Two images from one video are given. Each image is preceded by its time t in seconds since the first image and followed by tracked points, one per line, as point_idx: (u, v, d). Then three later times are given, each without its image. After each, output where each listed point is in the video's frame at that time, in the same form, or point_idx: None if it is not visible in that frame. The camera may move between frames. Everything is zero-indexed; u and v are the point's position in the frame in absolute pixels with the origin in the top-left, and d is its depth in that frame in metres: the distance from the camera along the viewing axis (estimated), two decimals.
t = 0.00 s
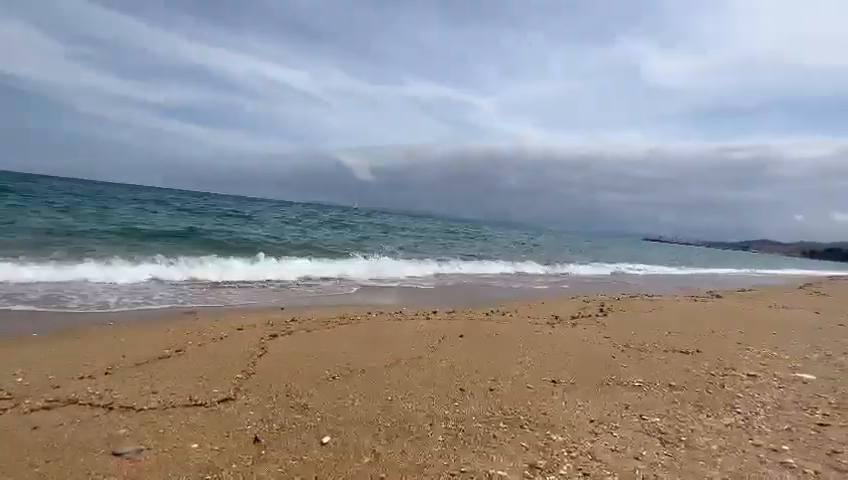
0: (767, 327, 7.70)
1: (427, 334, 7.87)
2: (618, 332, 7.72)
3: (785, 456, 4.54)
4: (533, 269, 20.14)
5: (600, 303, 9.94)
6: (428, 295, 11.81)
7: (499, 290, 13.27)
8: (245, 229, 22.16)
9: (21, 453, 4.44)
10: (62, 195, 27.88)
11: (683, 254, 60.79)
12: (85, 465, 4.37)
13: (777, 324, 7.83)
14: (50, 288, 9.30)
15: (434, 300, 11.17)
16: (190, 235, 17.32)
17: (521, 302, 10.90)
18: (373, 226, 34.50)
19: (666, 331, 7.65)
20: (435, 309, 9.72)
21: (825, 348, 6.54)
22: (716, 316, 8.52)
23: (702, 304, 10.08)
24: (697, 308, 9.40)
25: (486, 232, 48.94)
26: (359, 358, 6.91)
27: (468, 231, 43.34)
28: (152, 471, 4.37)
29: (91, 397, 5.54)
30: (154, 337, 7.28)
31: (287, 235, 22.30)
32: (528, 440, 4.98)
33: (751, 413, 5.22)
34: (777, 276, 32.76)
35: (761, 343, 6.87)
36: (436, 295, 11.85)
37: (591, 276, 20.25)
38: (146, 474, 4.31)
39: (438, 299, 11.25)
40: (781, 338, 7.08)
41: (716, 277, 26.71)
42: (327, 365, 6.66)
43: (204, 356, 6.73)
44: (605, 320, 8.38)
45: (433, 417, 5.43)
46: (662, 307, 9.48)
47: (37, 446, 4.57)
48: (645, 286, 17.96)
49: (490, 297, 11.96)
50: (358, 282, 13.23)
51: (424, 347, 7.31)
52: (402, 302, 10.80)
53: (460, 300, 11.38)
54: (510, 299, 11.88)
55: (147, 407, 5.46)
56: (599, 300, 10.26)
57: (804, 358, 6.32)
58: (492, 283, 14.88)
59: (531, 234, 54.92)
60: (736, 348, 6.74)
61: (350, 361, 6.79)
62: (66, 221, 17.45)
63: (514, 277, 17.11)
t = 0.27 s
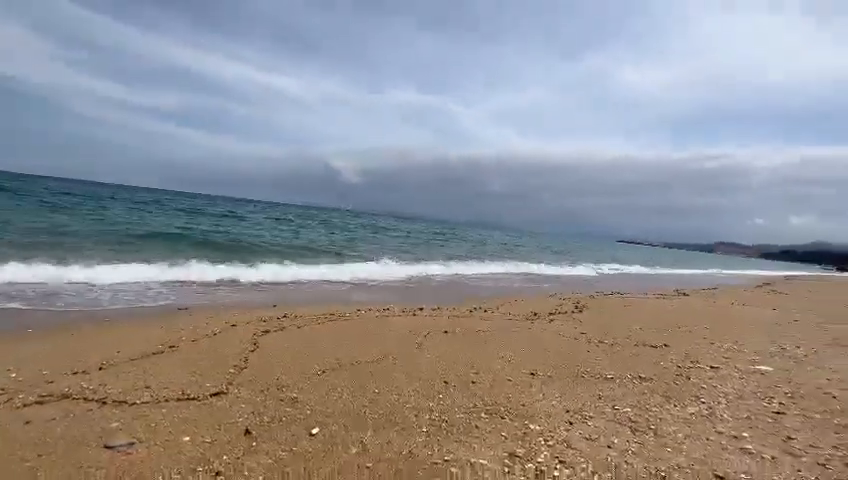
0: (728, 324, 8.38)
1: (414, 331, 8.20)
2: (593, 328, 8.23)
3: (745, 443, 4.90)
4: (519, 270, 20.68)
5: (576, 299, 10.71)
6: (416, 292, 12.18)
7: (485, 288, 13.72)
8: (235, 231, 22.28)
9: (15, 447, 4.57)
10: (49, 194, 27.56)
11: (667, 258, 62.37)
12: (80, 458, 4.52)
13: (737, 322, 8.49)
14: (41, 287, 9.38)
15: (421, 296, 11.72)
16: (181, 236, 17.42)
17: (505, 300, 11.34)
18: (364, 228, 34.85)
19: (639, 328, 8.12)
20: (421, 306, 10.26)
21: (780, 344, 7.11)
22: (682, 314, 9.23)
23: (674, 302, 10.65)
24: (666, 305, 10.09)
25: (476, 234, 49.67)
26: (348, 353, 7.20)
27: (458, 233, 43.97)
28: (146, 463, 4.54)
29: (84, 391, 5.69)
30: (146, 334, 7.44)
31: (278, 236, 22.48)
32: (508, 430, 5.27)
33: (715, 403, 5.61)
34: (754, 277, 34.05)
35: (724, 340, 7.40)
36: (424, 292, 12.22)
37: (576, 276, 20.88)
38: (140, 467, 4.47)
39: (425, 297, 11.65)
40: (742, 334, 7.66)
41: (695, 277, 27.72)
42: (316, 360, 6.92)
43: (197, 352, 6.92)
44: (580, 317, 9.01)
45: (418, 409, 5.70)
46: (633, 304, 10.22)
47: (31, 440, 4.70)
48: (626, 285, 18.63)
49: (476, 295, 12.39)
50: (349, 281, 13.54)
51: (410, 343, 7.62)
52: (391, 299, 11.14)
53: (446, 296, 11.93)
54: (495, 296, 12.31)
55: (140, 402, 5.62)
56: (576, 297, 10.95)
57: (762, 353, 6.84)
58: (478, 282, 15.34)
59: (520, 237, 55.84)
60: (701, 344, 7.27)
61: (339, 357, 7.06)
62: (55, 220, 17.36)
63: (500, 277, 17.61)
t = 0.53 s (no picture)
0: (705, 323, 8.71)
1: (401, 332, 8.25)
2: (576, 329, 8.40)
3: (723, 440, 5.00)
4: (507, 271, 20.90)
5: (560, 300, 11.15)
6: (405, 294, 12.27)
7: (473, 289, 13.88)
8: (223, 232, 22.04)
9: None
10: (30, 193, 26.93)
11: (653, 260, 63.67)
12: (53, 463, 4.40)
13: (714, 321, 8.77)
14: (21, 288, 9.18)
15: (409, 296, 11.88)
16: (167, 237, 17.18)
17: (492, 300, 11.49)
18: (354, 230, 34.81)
19: (620, 328, 8.32)
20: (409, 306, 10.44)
21: (756, 343, 7.35)
22: (661, 313, 9.56)
23: (655, 302, 10.92)
24: (646, 305, 10.45)
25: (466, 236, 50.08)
26: (333, 354, 7.19)
27: (448, 235, 44.28)
28: (123, 467, 4.44)
29: (62, 394, 5.56)
30: (129, 335, 7.33)
31: (266, 238, 22.33)
32: (492, 430, 5.29)
33: (695, 401, 5.71)
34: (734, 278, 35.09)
35: (702, 339, 7.62)
36: (413, 293, 12.32)
37: (563, 278, 21.22)
38: (117, 470, 4.37)
39: (413, 297, 11.75)
40: (719, 334, 7.89)
41: (679, 279, 28.38)
42: (302, 361, 6.90)
43: (180, 353, 6.83)
44: (563, 317, 9.29)
45: (404, 409, 5.71)
46: (614, 304, 10.56)
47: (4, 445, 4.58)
48: (611, 286, 19.00)
49: (464, 295, 12.53)
50: (337, 283, 13.57)
51: (397, 344, 7.65)
52: (379, 299, 11.19)
53: (434, 296, 12.16)
54: (482, 296, 12.46)
55: (120, 404, 5.52)
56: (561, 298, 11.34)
57: (739, 353, 7.04)
58: (466, 283, 15.50)
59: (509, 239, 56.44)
60: (680, 344, 7.48)
61: (325, 358, 7.06)
62: (37, 220, 17.01)
63: (489, 278, 17.82)
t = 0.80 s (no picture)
0: (686, 323, 8.91)
1: (389, 333, 8.28)
2: (562, 330, 8.50)
3: (704, 439, 5.06)
4: (496, 273, 21.03)
5: (547, 300, 11.35)
6: (393, 294, 12.31)
7: (461, 290, 14.01)
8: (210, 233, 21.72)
9: None
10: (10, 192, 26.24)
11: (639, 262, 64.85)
12: (23, 471, 4.24)
13: (695, 321, 8.97)
14: None
15: (397, 297, 11.91)
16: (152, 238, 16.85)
17: (479, 301, 11.60)
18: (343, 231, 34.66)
19: (604, 328, 8.48)
20: (397, 307, 10.50)
21: (736, 343, 7.52)
22: (644, 313, 9.75)
23: (639, 302, 11.16)
24: (630, 306, 10.68)
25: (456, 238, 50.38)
26: (319, 356, 7.13)
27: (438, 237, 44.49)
28: (98, 474, 4.31)
29: (35, 400, 5.38)
30: (109, 337, 7.17)
31: (254, 239, 22.09)
32: (478, 432, 5.27)
33: (678, 401, 5.79)
34: (716, 279, 36.03)
35: (684, 339, 7.78)
36: (400, 294, 12.38)
37: (551, 279, 21.49)
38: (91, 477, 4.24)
39: (401, 298, 11.80)
40: (699, 334, 8.06)
41: (663, 280, 28.98)
42: (288, 363, 6.85)
43: (161, 356, 6.69)
44: (548, 317, 9.44)
45: (389, 412, 5.66)
46: (599, 305, 10.76)
47: None
48: (597, 287, 19.32)
49: (452, 296, 12.61)
50: (326, 284, 13.55)
51: (384, 345, 7.66)
52: (367, 300, 11.21)
53: (422, 297, 12.23)
54: (470, 297, 12.58)
55: (96, 409, 5.37)
56: (547, 299, 11.55)
57: (719, 353, 7.18)
58: (455, 284, 15.62)
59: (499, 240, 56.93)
60: (664, 344, 7.59)
61: (311, 359, 7.01)
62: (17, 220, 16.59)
63: (477, 279, 17.99)
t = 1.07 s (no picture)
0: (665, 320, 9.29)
1: (378, 330, 8.54)
2: (544, 327, 8.84)
3: (677, 430, 5.32)
4: (485, 274, 21.42)
5: (532, 299, 11.70)
6: (382, 293, 12.61)
7: (449, 289, 14.37)
8: (199, 234, 21.64)
9: None
10: None
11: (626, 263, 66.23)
12: (11, 471, 4.27)
13: (672, 319, 9.36)
14: None
15: (386, 297, 12.17)
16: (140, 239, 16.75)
17: (466, 299, 11.96)
18: (334, 232, 34.78)
19: (583, 325, 8.89)
20: (385, 306, 10.75)
21: (710, 340, 7.88)
22: (624, 311, 10.15)
23: (618, 300, 11.65)
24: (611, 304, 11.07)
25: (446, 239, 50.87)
26: (309, 354, 7.28)
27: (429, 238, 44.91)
28: (88, 472, 4.37)
29: (23, 398, 5.41)
30: (100, 335, 7.24)
31: (245, 240, 22.09)
32: (463, 426, 5.46)
33: (653, 395, 6.06)
34: (698, 280, 37.14)
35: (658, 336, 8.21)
36: (390, 293, 12.69)
37: (537, 279, 22.01)
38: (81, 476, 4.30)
39: (390, 297, 12.08)
40: (673, 331, 8.49)
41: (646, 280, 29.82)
42: (279, 359, 7.05)
43: (153, 353, 6.80)
44: (531, 315, 9.84)
45: (377, 407, 5.84)
46: (581, 304, 11.14)
47: None
48: (582, 287, 19.89)
49: (440, 295, 12.95)
50: (317, 283, 13.77)
51: (373, 342, 7.91)
52: (357, 299, 11.48)
53: (411, 296, 12.51)
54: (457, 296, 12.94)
55: (86, 407, 5.42)
56: (530, 297, 11.97)
57: (693, 350, 7.54)
58: (443, 284, 16.00)
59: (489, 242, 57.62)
60: (642, 340, 7.91)
61: (301, 356, 7.23)
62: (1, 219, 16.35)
63: (465, 279, 18.39)
